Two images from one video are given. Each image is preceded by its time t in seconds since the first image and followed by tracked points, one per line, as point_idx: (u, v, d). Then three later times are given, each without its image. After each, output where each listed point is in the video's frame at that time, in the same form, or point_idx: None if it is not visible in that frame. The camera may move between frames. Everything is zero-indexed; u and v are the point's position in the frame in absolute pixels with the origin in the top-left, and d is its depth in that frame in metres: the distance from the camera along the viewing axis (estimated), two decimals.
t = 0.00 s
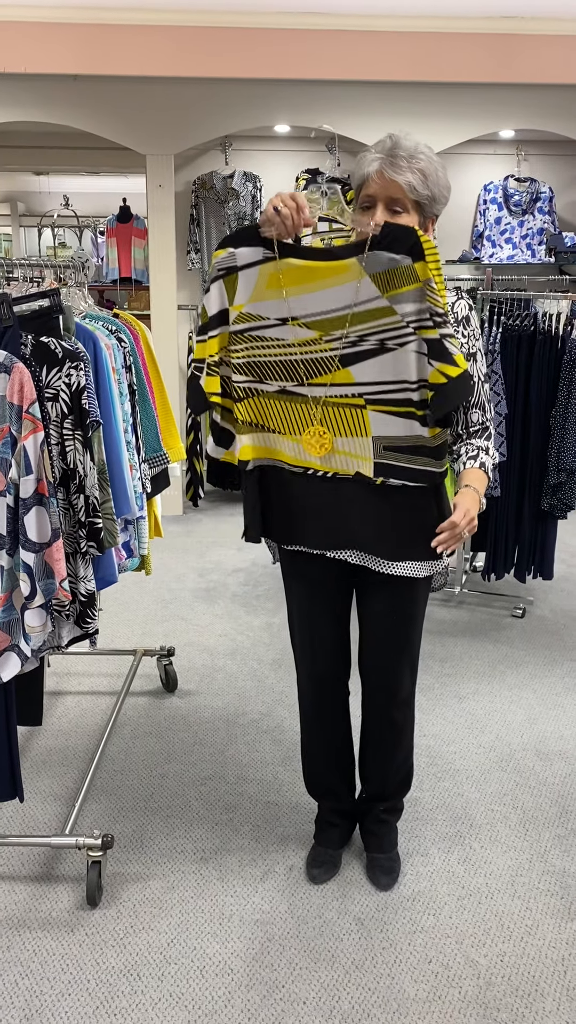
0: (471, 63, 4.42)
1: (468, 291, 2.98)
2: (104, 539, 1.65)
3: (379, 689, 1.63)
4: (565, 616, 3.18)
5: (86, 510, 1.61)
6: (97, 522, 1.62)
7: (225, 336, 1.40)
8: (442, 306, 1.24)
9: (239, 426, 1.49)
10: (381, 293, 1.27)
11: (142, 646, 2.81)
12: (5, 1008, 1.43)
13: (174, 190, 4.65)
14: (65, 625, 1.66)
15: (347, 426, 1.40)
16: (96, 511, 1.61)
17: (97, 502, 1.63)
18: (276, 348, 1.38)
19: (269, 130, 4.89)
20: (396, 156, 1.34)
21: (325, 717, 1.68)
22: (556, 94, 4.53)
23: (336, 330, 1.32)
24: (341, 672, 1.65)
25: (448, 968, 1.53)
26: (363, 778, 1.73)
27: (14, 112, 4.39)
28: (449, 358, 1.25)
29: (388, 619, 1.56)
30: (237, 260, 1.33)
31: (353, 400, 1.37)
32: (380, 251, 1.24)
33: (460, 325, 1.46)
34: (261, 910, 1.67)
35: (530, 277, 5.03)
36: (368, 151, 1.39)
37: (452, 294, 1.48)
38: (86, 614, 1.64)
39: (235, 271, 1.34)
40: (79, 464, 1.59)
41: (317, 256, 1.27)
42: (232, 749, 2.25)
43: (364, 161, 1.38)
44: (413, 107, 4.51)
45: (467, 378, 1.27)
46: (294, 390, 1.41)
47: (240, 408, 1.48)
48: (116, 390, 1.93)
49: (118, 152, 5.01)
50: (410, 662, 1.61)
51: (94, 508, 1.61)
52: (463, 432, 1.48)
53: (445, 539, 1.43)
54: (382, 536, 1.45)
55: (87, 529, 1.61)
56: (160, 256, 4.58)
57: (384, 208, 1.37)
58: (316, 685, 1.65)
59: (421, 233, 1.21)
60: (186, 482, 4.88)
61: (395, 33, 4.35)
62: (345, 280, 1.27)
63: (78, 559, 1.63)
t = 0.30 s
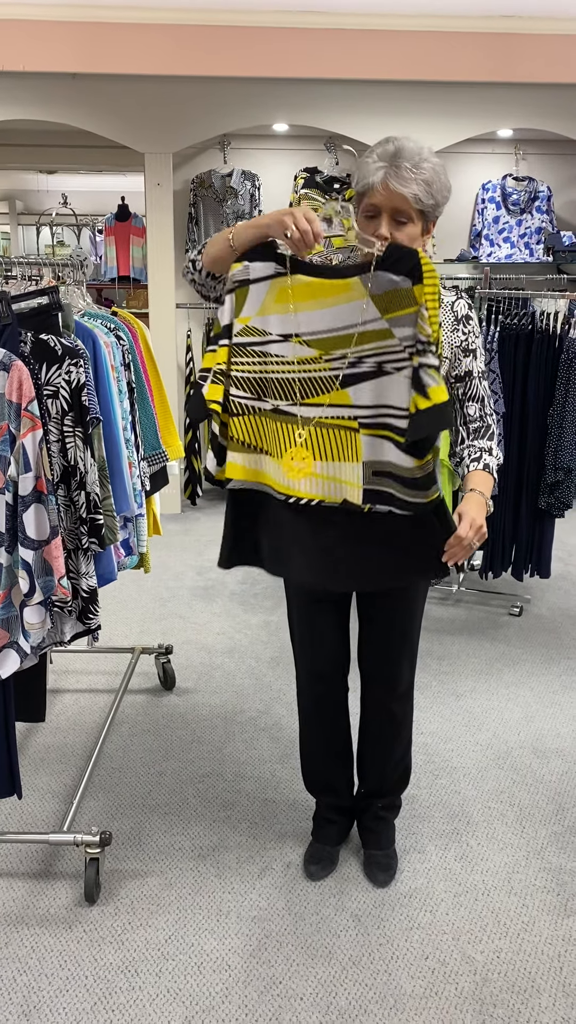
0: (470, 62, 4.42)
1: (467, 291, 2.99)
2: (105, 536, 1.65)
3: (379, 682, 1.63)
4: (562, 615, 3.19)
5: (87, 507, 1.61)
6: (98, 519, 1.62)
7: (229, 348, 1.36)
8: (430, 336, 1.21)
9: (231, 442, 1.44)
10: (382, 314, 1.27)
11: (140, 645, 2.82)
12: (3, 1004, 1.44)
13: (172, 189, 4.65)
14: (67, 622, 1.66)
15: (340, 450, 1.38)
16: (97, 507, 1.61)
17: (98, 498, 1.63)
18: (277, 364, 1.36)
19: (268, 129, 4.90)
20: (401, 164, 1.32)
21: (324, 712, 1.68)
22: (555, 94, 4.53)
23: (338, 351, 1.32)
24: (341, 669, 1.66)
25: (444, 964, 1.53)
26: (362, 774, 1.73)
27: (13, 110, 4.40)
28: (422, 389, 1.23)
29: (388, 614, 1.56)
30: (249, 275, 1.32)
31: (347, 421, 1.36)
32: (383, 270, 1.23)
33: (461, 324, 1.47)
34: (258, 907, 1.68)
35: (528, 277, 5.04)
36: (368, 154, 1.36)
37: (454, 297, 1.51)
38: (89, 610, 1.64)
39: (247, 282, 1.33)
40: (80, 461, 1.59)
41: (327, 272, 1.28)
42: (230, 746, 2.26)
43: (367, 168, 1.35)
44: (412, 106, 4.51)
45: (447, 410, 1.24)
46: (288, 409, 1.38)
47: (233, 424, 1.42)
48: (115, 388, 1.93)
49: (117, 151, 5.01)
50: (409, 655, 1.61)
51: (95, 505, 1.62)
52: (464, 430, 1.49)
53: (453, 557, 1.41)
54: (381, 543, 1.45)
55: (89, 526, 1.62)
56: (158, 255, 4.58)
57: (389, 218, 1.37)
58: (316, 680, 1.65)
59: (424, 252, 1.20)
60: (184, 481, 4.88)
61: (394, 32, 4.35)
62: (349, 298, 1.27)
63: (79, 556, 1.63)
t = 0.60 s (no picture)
0: (470, 61, 4.42)
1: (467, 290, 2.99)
2: (108, 533, 1.65)
3: (379, 678, 1.63)
4: (561, 613, 3.20)
5: (91, 504, 1.61)
6: (102, 516, 1.62)
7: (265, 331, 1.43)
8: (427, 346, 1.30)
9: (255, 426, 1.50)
10: (390, 317, 1.31)
11: (141, 643, 2.82)
12: (4, 1001, 1.44)
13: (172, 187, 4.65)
14: (72, 619, 1.65)
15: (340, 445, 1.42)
16: (101, 505, 1.61)
17: (102, 496, 1.63)
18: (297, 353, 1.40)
19: (268, 127, 4.89)
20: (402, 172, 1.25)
21: (324, 707, 1.68)
22: (555, 93, 4.54)
23: (352, 350, 1.36)
24: (342, 664, 1.66)
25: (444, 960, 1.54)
26: (361, 771, 1.74)
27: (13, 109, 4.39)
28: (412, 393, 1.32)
29: (389, 610, 1.57)
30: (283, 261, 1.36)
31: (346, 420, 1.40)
32: (400, 277, 1.28)
33: (456, 318, 1.44)
34: (258, 904, 1.68)
35: (528, 275, 5.04)
36: (366, 160, 1.28)
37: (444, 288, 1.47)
38: (94, 606, 1.64)
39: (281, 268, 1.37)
40: (83, 458, 1.59)
41: (352, 273, 1.31)
42: (231, 744, 2.26)
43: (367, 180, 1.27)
44: (412, 105, 4.52)
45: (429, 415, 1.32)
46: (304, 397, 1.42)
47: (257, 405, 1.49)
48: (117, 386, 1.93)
49: (117, 149, 5.00)
50: (410, 650, 1.61)
51: (98, 502, 1.62)
52: (460, 425, 1.48)
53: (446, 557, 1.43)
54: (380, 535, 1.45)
55: (93, 523, 1.61)
56: (158, 253, 4.58)
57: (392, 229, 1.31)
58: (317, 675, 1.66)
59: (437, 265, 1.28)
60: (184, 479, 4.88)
61: (394, 31, 4.35)
62: (365, 300, 1.31)
63: (84, 553, 1.63)
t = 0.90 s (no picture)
0: (471, 59, 4.42)
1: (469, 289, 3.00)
2: (109, 531, 1.66)
3: (379, 675, 1.63)
4: (563, 611, 3.20)
5: (93, 502, 1.62)
6: (104, 514, 1.62)
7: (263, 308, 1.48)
8: (452, 293, 1.27)
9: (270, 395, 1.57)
10: (397, 273, 1.30)
11: (142, 640, 2.83)
12: (7, 999, 1.44)
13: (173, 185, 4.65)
14: (73, 618, 1.64)
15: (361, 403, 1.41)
16: (102, 503, 1.62)
17: (103, 493, 1.64)
18: (297, 321, 1.43)
19: (269, 126, 4.89)
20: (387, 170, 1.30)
21: (324, 704, 1.69)
22: (556, 91, 4.54)
23: (356, 308, 1.35)
24: (343, 661, 1.66)
25: (446, 956, 1.54)
26: (363, 768, 1.74)
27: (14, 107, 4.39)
28: (445, 345, 1.29)
29: (390, 606, 1.57)
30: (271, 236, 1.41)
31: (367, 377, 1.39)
32: (400, 231, 1.27)
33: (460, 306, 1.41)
34: (261, 900, 1.69)
35: (529, 274, 5.04)
36: (351, 159, 1.32)
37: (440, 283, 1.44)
38: (95, 605, 1.64)
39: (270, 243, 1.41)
40: (85, 455, 1.60)
41: (344, 236, 1.33)
42: (232, 741, 2.27)
43: (354, 180, 1.32)
44: (415, 103, 4.52)
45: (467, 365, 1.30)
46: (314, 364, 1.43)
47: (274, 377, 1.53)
48: (118, 384, 1.93)
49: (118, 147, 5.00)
50: (411, 647, 1.61)
51: (100, 499, 1.63)
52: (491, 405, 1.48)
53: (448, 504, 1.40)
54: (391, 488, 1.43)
55: (95, 521, 1.62)
56: (159, 250, 4.58)
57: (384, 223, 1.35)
58: (317, 671, 1.66)
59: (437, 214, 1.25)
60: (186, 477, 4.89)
61: (395, 29, 4.34)
62: (365, 260, 1.31)
63: (86, 551, 1.64)
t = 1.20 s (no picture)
0: (473, 57, 4.41)
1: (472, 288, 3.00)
2: (110, 530, 1.66)
3: (385, 674, 1.63)
4: (565, 609, 3.20)
5: (94, 501, 1.62)
6: (104, 513, 1.62)
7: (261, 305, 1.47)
8: (472, 291, 1.30)
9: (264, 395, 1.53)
10: (412, 275, 1.32)
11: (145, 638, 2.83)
12: (10, 996, 1.44)
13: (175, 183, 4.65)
14: (72, 618, 1.64)
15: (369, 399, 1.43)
16: (103, 502, 1.62)
17: (104, 492, 1.64)
18: (304, 317, 1.43)
19: (271, 124, 4.89)
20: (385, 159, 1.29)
21: (329, 703, 1.69)
22: (559, 89, 4.53)
23: (366, 306, 1.36)
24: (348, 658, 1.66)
25: (449, 954, 1.55)
26: (367, 766, 1.74)
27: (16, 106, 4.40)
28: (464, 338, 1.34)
29: (396, 604, 1.57)
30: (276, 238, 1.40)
31: (378, 373, 1.41)
32: (412, 232, 1.29)
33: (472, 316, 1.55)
34: (264, 897, 1.69)
35: (531, 272, 5.04)
36: (350, 154, 1.32)
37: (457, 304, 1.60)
38: (94, 605, 1.64)
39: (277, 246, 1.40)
40: (87, 455, 1.59)
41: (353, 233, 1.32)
42: (235, 738, 2.27)
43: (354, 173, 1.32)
44: (417, 102, 4.52)
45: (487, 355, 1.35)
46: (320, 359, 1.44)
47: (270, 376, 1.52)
48: (120, 380, 1.94)
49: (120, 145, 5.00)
50: (416, 646, 1.61)
51: (101, 498, 1.62)
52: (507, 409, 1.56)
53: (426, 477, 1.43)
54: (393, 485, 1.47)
55: (95, 519, 1.62)
56: (161, 249, 4.59)
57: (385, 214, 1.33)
58: (322, 670, 1.66)
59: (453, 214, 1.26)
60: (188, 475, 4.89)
61: (397, 27, 4.34)
62: (374, 260, 1.32)
63: (85, 550, 1.64)
